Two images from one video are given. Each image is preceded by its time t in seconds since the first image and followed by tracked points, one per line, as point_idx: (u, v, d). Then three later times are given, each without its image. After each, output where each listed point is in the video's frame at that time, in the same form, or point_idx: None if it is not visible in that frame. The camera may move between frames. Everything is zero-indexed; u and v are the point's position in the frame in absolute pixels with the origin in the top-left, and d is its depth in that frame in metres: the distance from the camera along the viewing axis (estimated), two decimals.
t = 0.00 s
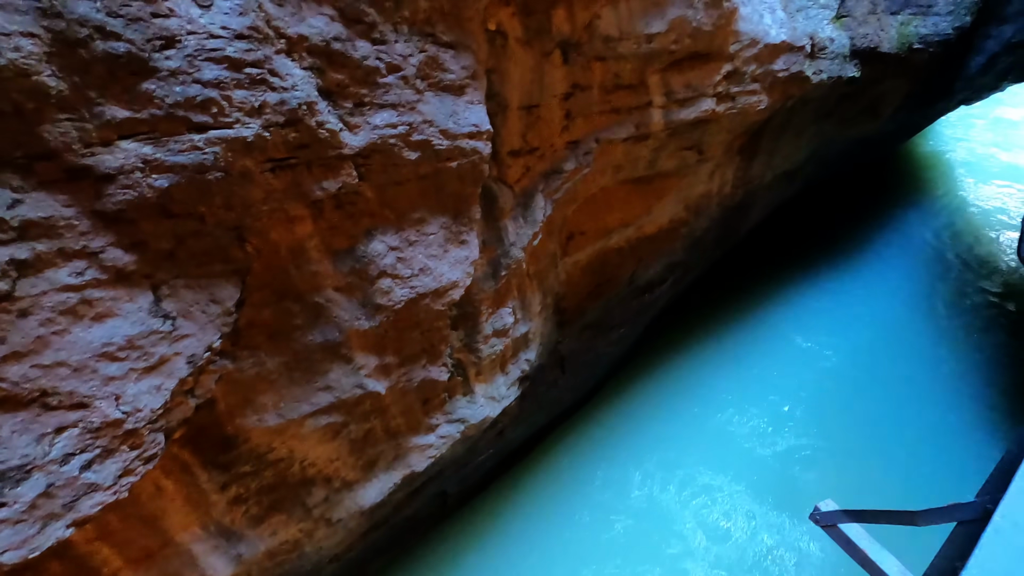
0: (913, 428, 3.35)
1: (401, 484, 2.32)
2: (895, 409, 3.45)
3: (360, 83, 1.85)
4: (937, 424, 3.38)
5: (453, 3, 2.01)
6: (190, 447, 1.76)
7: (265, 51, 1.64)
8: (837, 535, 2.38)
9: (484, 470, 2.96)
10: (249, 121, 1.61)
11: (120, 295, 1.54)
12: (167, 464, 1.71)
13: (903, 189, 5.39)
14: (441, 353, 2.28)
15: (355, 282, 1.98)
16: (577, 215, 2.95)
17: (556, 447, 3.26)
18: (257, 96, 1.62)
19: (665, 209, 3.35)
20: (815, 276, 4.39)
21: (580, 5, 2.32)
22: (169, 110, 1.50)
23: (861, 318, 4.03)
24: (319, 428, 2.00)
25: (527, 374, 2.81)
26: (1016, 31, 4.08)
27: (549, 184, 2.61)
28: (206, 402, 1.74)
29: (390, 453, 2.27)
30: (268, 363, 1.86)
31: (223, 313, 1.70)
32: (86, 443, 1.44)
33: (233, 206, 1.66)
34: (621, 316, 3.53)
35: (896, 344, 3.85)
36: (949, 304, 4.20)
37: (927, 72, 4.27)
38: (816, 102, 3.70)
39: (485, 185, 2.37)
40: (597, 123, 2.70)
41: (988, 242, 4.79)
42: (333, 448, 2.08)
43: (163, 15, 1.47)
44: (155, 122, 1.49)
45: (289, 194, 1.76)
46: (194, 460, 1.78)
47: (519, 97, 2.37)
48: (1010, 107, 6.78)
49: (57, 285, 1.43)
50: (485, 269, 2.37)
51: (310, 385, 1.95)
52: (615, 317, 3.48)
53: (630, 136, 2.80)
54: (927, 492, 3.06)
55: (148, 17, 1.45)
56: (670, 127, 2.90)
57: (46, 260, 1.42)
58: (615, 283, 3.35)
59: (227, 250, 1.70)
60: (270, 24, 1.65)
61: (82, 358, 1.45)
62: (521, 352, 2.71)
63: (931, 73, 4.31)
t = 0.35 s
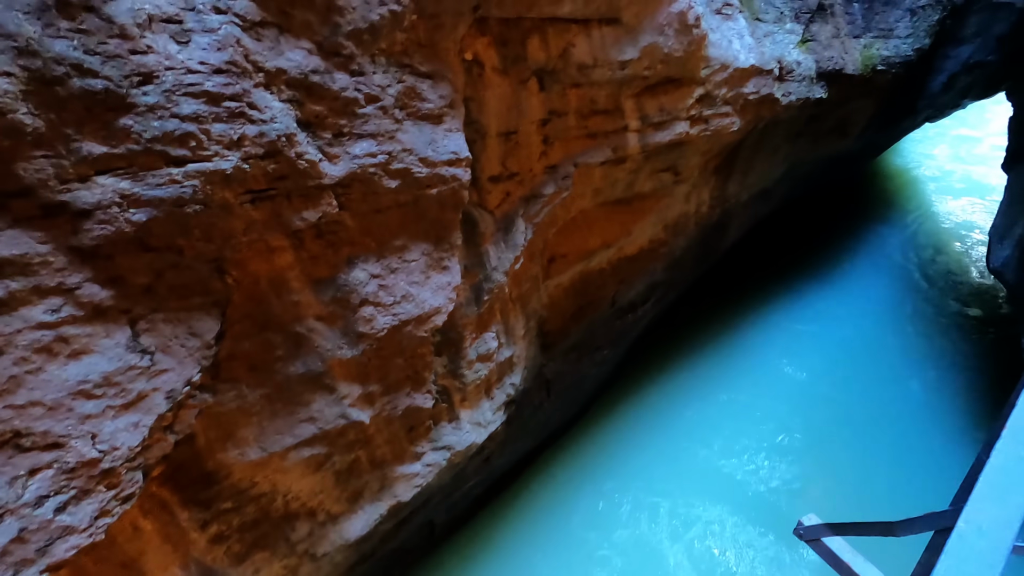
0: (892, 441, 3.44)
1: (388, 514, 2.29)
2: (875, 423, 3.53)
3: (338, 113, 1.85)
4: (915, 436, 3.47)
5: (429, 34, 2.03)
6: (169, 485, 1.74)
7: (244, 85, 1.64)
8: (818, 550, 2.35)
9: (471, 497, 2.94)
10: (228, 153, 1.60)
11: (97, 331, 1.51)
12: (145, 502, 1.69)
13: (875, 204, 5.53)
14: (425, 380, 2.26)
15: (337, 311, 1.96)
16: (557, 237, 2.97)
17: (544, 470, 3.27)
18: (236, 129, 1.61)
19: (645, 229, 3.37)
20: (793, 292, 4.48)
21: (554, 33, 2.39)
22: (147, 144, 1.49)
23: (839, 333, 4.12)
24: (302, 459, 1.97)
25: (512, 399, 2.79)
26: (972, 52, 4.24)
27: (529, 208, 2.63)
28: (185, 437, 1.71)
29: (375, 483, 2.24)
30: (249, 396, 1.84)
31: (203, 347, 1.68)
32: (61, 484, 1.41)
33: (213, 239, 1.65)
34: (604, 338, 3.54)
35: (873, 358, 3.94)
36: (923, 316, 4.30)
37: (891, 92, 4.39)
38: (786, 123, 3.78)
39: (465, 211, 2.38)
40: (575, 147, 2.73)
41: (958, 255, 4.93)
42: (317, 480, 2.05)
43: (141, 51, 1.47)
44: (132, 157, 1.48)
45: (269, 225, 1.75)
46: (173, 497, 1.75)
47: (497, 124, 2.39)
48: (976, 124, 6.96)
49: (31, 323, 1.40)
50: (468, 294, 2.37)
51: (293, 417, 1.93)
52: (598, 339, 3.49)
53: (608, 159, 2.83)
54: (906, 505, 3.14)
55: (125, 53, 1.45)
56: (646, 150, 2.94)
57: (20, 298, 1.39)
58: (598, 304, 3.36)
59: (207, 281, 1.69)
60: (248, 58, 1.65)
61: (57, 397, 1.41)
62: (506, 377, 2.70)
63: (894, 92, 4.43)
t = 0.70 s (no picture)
0: (876, 453, 3.48)
1: (375, 544, 2.25)
2: (859, 436, 3.57)
3: (321, 142, 1.86)
4: (897, 448, 3.52)
5: (410, 63, 2.05)
6: (150, 520, 1.71)
7: (226, 115, 1.64)
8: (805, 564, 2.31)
9: (460, 523, 2.91)
10: (210, 183, 1.60)
11: (76, 364, 1.48)
12: (124, 539, 1.66)
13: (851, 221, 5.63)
14: (412, 406, 2.25)
15: (322, 337, 1.95)
16: (541, 259, 2.98)
17: (533, 494, 3.27)
18: (218, 158, 1.61)
19: (628, 249, 3.39)
20: (774, 309, 4.54)
21: (532, 60, 2.42)
22: (128, 176, 1.48)
23: (821, 349, 4.17)
24: (287, 490, 1.94)
25: (500, 422, 2.78)
26: (937, 72, 4.45)
27: (512, 231, 2.64)
28: (166, 471, 1.69)
29: (362, 513, 2.21)
30: (233, 427, 1.81)
31: (185, 378, 1.66)
32: (38, 523, 1.37)
33: (195, 268, 1.63)
34: (591, 358, 3.54)
35: (855, 372, 3.99)
36: (903, 330, 4.37)
37: (861, 111, 4.50)
38: (761, 143, 3.84)
39: (449, 235, 2.38)
40: (556, 170, 2.75)
41: (933, 269, 5.02)
42: (303, 511, 2.02)
43: (123, 84, 1.47)
44: (113, 189, 1.47)
45: (252, 253, 1.74)
46: (154, 533, 1.73)
47: (479, 148, 2.41)
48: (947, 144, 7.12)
49: (9, 357, 1.37)
50: (453, 317, 2.36)
51: (277, 446, 1.91)
52: (584, 360, 3.50)
53: (589, 182, 2.86)
54: (894, 515, 3.18)
55: (107, 86, 1.45)
56: (626, 172, 2.96)
57: None
58: (583, 324, 3.37)
59: (189, 311, 1.67)
60: (230, 89, 1.66)
61: (34, 433, 1.38)
62: (493, 400, 2.69)
63: (864, 111, 4.54)
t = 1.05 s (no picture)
0: (858, 472, 3.51)
1: None
2: (842, 456, 3.60)
3: (300, 174, 1.85)
4: (881, 465, 3.55)
5: (389, 96, 2.07)
6: (123, 564, 1.65)
7: (205, 149, 1.62)
8: None
9: (447, 557, 2.86)
10: (188, 217, 1.57)
11: (47, 404, 1.44)
12: None
13: (825, 246, 5.76)
14: (395, 438, 2.21)
15: (302, 369, 1.91)
16: (523, 286, 2.98)
17: (521, 526, 3.24)
18: (197, 193, 1.59)
19: (609, 274, 3.39)
20: (754, 334, 4.60)
21: (510, 91, 2.44)
22: (105, 211, 1.46)
23: (802, 370, 4.23)
24: (267, 528, 1.89)
25: (485, 452, 2.74)
26: (897, 100, 4.57)
27: (493, 259, 2.64)
28: (140, 512, 1.64)
29: (346, 549, 2.15)
30: (210, 464, 1.77)
31: (161, 415, 1.62)
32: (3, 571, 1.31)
33: (172, 302, 1.60)
34: (575, 385, 3.53)
35: (836, 392, 4.04)
36: (881, 349, 4.44)
37: (829, 136, 4.59)
38: (735, 169, 3.89)
39: (430, 264, 2.37)
40: (535, 198, 2.76)
41: (909, 289, 5.11)
42: (283, 549, 1.97)
43: (101, 120, 1.46)
44: (89, 224, 1.45)
45: (230, 286, 1.71)
46: None
47: (459, 178, 2.42)
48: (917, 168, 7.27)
49: None
50: (436, 346, 2.34)
51: (256, 483, 1.86)
52: (569, 387, 3.48)
53: (568, 209, 2.87)
54: (879, 531, 3.21)
55: (85, 123, 1.44)
56: (604, 199, 2.98)
57: None
58: (566, 350, 3.36)
59: (165, 346, 1.63)
60: (209, 124, 1.64)
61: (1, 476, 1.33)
62: (478, 429, 2.65)
63: (832, 136, 4.64)
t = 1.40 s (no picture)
0: (843, 494, 3.52)
1: None
2: (828, 479, 3.62)
3: (282, 207, 1.83)
4: (867, 486, 3.57)
5: (371, 129, 2.07)
6: None
7: (184, 183, 1.59)
8: None
9: None
10: (166, 251, 1.54)
11: (16, 445, 1.39)
12: None
13: (802, 275, 5.86)
14: (378, 472, 2.17)
15: (282, 405, 1.88)
16: (506, 315, 2.98)
17: (508, 559, 3.19)
18: (176, 227, 1.56)
19: (592, 302, 3.40)
20: (737, 360, 4.63)
21: (491, 123, 2.46)
22: (80, 246, 1.43)
23: (785, 395, 4.26)
24: (245, 569, 1.84)
25: (470, 484, 2.70)
26: (866, 131, 4.69)
27: (476, 288, 2.63)
28: (111, 556, 1.59)
29: None
30: (186, 503, 1.72)
31: (135, 454, 1.58)
32: None
33: (148, 337, 1.56)
34: (560, 413, 3.51)
35: (819, 416, 4.08)
36: (862, 373, 4.48)
37: (802, 166, 4.68)
38: (713, 198, 3.94)
39: (412, 294, 2.35)
40: (517, 228, 2.77)
41: (886, 313, 5.19)
42: None
43: (78, 155, 1.43)
44: (63, 259, 1.42)
45: (209, 320, 1.68)
46: None
47: (441, 209, 2.42)
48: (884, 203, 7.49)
49: None
50: (419, 378, 2.31)
51: (233, 522, 1.81)
52: (554, 416, 3.47)
53: (551, 238, 2.88)
54: (866, 553, 3.20)
55: (61, 157, 1.41)
56: (586, 228, 3.00)
57: None
58: (551, 379, 3.35)
59: (141, 383, 1.59)
60: (189, 158, 1.62)
61: None
62: (462, 461, 2.62)
63: (805, 165, 4.74)
